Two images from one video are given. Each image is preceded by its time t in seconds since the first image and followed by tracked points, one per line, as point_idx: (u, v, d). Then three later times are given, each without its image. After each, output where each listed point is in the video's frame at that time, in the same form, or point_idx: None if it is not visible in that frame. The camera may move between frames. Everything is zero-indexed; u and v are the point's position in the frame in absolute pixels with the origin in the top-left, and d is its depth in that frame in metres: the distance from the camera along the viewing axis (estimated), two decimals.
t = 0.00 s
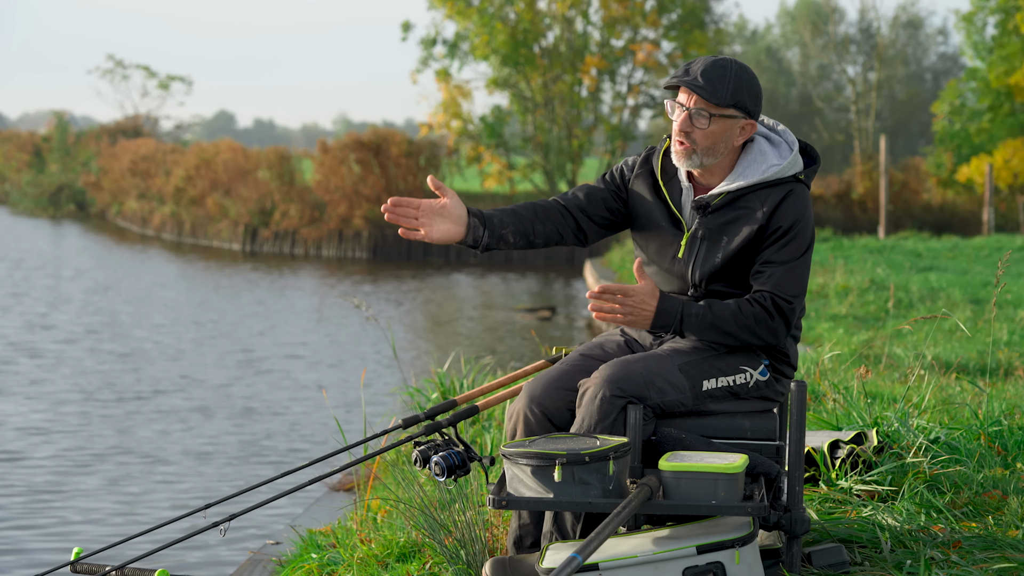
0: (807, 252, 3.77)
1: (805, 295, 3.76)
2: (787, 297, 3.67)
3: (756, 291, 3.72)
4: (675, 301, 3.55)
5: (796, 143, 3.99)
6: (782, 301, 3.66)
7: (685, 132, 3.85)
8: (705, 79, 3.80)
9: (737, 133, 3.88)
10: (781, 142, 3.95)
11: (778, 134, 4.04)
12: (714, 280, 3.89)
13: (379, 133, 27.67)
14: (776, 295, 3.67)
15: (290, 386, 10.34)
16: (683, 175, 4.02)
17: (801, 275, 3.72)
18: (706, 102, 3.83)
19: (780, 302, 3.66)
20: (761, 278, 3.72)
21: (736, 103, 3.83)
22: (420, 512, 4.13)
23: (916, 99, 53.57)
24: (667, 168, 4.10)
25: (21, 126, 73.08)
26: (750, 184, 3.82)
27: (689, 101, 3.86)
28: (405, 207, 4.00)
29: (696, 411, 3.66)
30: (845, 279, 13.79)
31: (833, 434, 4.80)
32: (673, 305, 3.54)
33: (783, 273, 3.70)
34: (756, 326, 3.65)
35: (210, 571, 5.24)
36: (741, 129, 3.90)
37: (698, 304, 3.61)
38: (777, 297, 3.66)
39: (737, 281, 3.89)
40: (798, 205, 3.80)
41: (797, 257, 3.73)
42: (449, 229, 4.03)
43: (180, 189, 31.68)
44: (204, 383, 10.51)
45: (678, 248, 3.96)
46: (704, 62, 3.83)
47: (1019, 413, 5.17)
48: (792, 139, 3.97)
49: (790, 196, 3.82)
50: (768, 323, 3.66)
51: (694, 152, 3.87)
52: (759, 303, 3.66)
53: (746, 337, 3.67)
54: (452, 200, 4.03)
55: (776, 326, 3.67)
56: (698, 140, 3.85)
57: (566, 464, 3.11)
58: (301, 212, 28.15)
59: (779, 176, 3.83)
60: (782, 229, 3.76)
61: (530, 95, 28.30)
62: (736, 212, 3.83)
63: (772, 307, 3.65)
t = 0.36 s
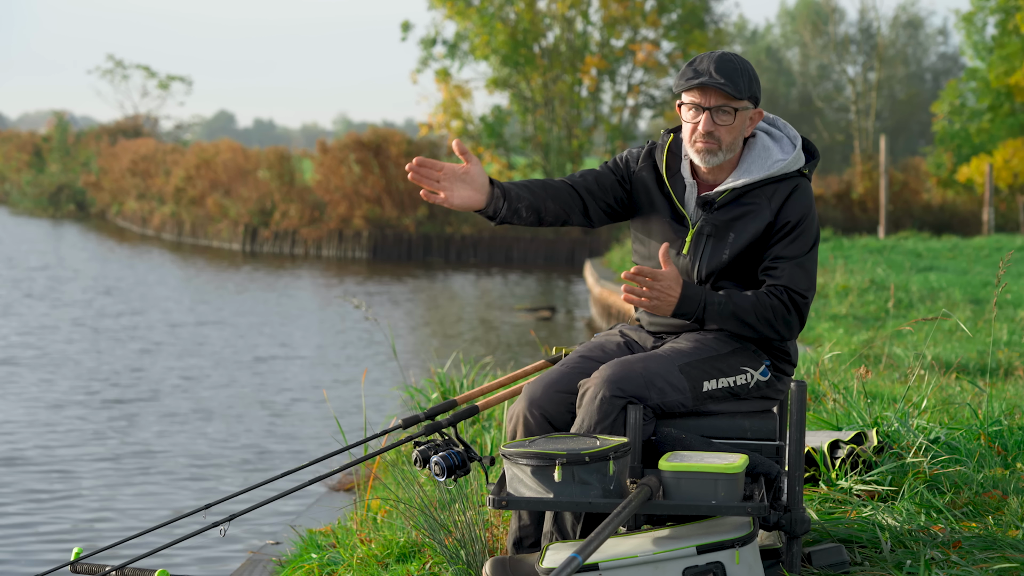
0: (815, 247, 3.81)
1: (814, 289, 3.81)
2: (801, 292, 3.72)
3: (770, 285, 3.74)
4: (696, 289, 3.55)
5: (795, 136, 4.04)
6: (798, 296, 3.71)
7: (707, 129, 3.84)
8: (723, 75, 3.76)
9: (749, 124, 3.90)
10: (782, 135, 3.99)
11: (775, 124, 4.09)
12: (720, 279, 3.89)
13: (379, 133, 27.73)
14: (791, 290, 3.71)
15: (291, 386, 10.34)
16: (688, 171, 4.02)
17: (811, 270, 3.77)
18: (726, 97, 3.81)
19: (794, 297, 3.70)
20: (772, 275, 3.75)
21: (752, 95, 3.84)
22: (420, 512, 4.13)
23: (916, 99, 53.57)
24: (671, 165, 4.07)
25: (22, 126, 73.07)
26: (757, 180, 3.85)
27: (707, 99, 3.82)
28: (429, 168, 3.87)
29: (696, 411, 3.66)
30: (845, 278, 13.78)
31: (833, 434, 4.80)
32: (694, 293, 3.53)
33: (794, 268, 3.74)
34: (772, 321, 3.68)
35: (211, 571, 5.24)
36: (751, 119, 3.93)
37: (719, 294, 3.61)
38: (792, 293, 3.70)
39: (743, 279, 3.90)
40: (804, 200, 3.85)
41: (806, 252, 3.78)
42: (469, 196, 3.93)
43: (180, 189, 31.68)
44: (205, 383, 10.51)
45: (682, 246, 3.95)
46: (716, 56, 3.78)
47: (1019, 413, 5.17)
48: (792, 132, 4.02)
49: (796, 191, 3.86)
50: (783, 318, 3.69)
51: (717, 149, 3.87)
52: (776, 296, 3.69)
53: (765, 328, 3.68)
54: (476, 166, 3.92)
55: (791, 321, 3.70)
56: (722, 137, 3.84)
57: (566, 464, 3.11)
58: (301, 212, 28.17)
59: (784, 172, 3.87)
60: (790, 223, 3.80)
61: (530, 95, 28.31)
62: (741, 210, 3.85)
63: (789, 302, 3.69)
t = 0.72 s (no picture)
0: (823, 244, 3.82)
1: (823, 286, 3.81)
2: (811, 289, 3.72)
3: (779, 283, 3.74)
4: (713, 285, 3.54)
5: (799, 134, 4.05)
6: (808, 293, 3.71)
7: (706, 125, 3.84)
8: (716, 70, 3.75)
9: (749, 117, 3.90)
10: (786, 133, 4.00)
11: (778, 123, 4.11)
12: (727, 276, 3.89)
13: (379, 133, 27.72)
14: (802, 287, 3.71)
15: (291, 386, 10.33)
16: (692, 168, 4.01)
17: (819, 267, 3.78)
18: (722, 91, 3.80)
19: (804, 294, 3.70)
20: (782, 273, 3.75)
21: (747, 86, 3.83)
22: (420, 512, 4.13)
23: (916, 99, 53.58)
24: (677, 162, 4.07)
25: (22, 127, 73.09)
26: (764, 176, 3.85)
27: (703, 96, 3.82)
28: (470, 141, 3.89)
29: (697, 411, 3.66)
30: (845, 279, 13.78)
31: (833, 434, 4.80)
32: (711, 287, 3.53)
33: (804, 265, 3.74)
34: (784, 317, 3.67)
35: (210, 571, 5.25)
36: (750, 112, 3.94)
37: (733, 290, 3.60)
38: (802, 290, 3.70)
39: (749, 277, 3.90)
40: (810, 197, 3.86)
41: (815, 249, 3.78)
42: (505, 174, 3.94)
43: (180, 189, 31.70)
44: (205, 383, 10.51)
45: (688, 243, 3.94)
46: (708, 52, 3.78)
47: (1019, 413, 5.17)
48: (796, 129, 4.04)
49: (804, 188, 3.87)
50: (794, 315, 3.69)
51: (718, 143, 3.86)
52: (787, 293, 3.69)
53: (777, 326, 3.68)
54: (512, 146, 3.93)
55: (802, 317, 3.71)
56: (721, 131, 3.84)
57: (566, 464, 3.11)
58: (301, 212, 28.17)
59: (790, 168, 3.87)
60: (798, 221, 3.80)
61: (530, 95, 28.34)
62: (749, 207, 3.85)
63: (799, 299, 3.69)
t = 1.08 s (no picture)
0: (822, 243, 3.82)
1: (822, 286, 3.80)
2: (810, 288, 3.71)
3: (778, 281, 3.74)
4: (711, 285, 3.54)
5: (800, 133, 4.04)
6: (806, 292, 3.71)
7: (697, 128, 3.84)
8: (700, 72, 3.76)
9: (742, 115, 3.90)
10: (787, 133, 3.99)
11: (779, 122, 4.09)
12: (726, 275, 3.88)
13: (379, 133, 27.71)
14: (800, 286, 3.70)
15: (291, 387, 10.32)
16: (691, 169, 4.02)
17: (819, 266, 3.77)
18: (709, 92, 3.81)
19: (802, 292, 3.70)
20: (780, 271, 3.75)
21: (735, 85, 3.83)
22: (420, 512, 4.14)
23: (916, 99, 53.59)
24: (676, 162, 4.07)
25: (22, 127, 73.04)
26: (763, 175, 3.86)
27: (691, 98, 3.83)
28: (481, 134, 3.95)
29: (696, 411, 3.66)
30: (845, 278, 13.77)
31: (833, 434, 4.80)
32: (710, 285, 3.52)
33: (802, 264, 3.74)
34: (782, 315, 3.67)
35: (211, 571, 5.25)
36: (744, 109, 3.93)
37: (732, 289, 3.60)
38: (801, 288, 3.70)
39: (748, 276, 3.90)
40: (810, 196, 3.86)
41: (813, 248, 3.78)
42: (512, 168, 3.98)
43: (180, 189, 31.70)
44: (205, 384, 10.51)
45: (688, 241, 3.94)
46: (693, 54, 3.79)
47: (1019, 413, 5.17)
48: (796, 129, 4.03)
49: (802, 187, 3.87)
50: (792, 313, 3.69)
51: (711, 145, 3.86)
52: (785, 291, 3.69)
53: (776, 324, 3.68)
54: (522, 140, 3.98)
55: (799, 316, 3.70)
56: (713, 132, 3.84)
57: (566, 464, 3.11)
58: (301, 212, 28.18)
59: (790, 167, 3.87)
60: (797, 219, 3.80)
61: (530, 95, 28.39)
62: (748, 205, 3.85)
63: (798, 298, 3.68)
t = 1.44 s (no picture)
0: (820, 241, 3.82)
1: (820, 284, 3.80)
2: (807, 284, 3.72)
3: (775, 279, 3.74)
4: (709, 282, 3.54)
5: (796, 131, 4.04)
6: (804, 289, 3.71)
7: (693, 125, 3.85)
8: (696, 69, 3.76)
9: (738, 112, 3.90)
10: (782, 131, 3.99)
11: (775, 120, 4.09)
12: (724, 274, 3.88)
13: (379, 133, 27.70)
14: (798, 283, 3.71)
15: (291, 386, 10.33)
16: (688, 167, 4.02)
17: (816, 263, 3.77)
18: (705, 89, 3.81)
19: (800, 289, 3.70)
20: (778, 269, 3.75)
21: (731, 82, 3.82)
22: (420, 512, 4.13)
23: (916, 99, 53.58)
24: (673, 160, 4.07)
25: (22, 128, 73.05)
26: (760, 174, 3.86)
27: (686, 96, 3.83)
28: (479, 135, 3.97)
29: (696, 411, 3.66)
30: (844, 278, 13.77)
31: (833, 434, 4.80)
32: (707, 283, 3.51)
33: (799, 261, 3.74)
34: (780, 312, 3.67)
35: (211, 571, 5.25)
36: (740, 107, 3.93)
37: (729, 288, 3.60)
38: (800, 284, 3.70)
39: (746, 274, 3.90)
40: (806, 194, 3.87)
41: (811, 245, 3.79)
42: (510, 170, 4.00)
43: (180, 189, 31.69)
44: (204, 384, 10.51)
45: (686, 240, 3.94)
46: (689, 52, 3.79)
47: (1019, 413, 5.17)
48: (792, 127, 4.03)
49: (799, 185, 3.88)
50: (789, 311, 3.69)
51: (707, 142, 3.87)
52: (783, 288, 3.68)
53: (773, 322, 3.68)
54: (518, 142, 4.00)
55: (797, 314, 3.70)
56: (709, 130, 3.84)
57: (566, 464, 3.11)
58: (301, 212, 28.18)
59: (786, 166, 3.88)
60: (794, 217, 3.81)
61: (530, 94, 28.42)
62: (746, 203, 3.85)
63: (795, 295, 3.68)
